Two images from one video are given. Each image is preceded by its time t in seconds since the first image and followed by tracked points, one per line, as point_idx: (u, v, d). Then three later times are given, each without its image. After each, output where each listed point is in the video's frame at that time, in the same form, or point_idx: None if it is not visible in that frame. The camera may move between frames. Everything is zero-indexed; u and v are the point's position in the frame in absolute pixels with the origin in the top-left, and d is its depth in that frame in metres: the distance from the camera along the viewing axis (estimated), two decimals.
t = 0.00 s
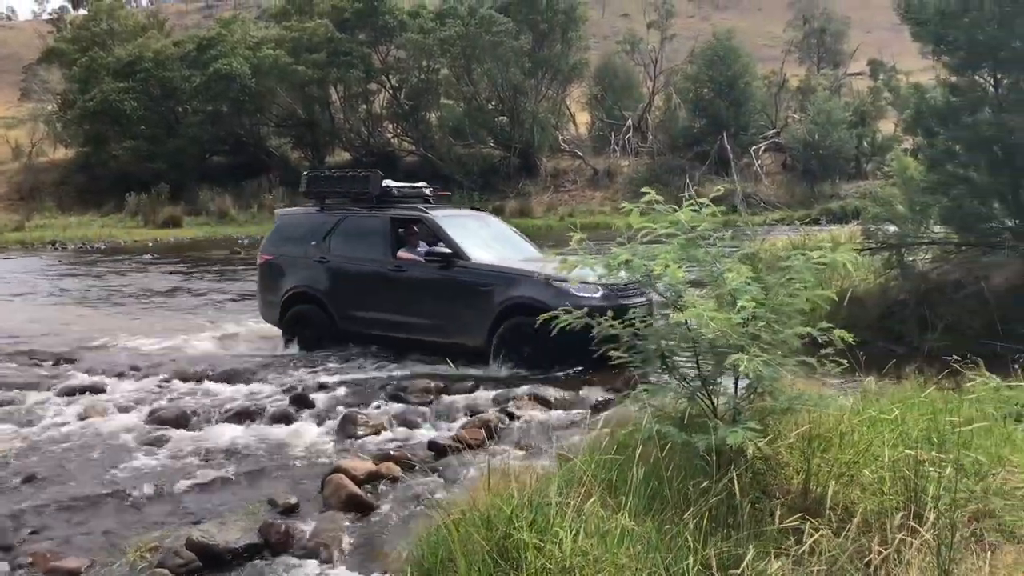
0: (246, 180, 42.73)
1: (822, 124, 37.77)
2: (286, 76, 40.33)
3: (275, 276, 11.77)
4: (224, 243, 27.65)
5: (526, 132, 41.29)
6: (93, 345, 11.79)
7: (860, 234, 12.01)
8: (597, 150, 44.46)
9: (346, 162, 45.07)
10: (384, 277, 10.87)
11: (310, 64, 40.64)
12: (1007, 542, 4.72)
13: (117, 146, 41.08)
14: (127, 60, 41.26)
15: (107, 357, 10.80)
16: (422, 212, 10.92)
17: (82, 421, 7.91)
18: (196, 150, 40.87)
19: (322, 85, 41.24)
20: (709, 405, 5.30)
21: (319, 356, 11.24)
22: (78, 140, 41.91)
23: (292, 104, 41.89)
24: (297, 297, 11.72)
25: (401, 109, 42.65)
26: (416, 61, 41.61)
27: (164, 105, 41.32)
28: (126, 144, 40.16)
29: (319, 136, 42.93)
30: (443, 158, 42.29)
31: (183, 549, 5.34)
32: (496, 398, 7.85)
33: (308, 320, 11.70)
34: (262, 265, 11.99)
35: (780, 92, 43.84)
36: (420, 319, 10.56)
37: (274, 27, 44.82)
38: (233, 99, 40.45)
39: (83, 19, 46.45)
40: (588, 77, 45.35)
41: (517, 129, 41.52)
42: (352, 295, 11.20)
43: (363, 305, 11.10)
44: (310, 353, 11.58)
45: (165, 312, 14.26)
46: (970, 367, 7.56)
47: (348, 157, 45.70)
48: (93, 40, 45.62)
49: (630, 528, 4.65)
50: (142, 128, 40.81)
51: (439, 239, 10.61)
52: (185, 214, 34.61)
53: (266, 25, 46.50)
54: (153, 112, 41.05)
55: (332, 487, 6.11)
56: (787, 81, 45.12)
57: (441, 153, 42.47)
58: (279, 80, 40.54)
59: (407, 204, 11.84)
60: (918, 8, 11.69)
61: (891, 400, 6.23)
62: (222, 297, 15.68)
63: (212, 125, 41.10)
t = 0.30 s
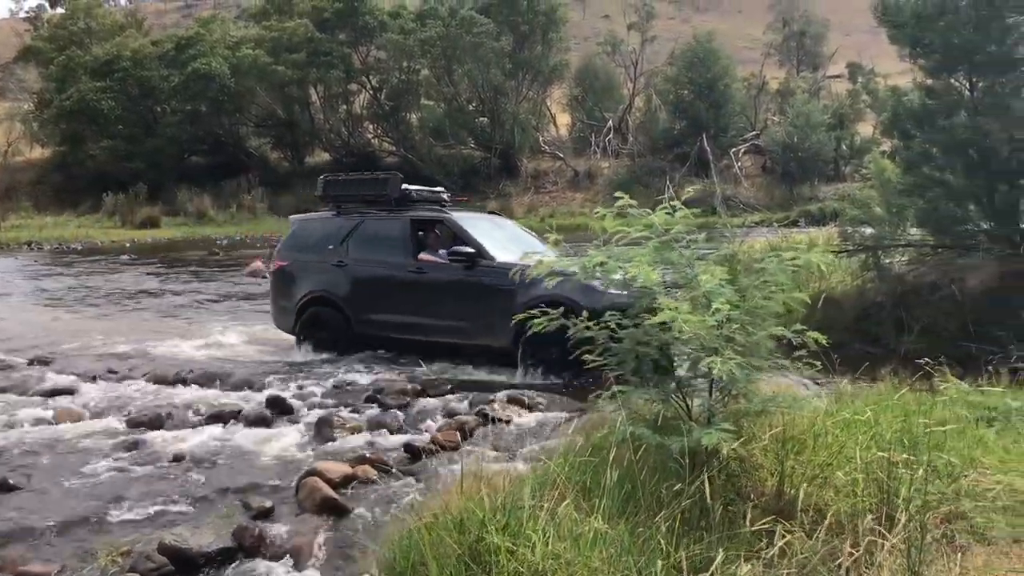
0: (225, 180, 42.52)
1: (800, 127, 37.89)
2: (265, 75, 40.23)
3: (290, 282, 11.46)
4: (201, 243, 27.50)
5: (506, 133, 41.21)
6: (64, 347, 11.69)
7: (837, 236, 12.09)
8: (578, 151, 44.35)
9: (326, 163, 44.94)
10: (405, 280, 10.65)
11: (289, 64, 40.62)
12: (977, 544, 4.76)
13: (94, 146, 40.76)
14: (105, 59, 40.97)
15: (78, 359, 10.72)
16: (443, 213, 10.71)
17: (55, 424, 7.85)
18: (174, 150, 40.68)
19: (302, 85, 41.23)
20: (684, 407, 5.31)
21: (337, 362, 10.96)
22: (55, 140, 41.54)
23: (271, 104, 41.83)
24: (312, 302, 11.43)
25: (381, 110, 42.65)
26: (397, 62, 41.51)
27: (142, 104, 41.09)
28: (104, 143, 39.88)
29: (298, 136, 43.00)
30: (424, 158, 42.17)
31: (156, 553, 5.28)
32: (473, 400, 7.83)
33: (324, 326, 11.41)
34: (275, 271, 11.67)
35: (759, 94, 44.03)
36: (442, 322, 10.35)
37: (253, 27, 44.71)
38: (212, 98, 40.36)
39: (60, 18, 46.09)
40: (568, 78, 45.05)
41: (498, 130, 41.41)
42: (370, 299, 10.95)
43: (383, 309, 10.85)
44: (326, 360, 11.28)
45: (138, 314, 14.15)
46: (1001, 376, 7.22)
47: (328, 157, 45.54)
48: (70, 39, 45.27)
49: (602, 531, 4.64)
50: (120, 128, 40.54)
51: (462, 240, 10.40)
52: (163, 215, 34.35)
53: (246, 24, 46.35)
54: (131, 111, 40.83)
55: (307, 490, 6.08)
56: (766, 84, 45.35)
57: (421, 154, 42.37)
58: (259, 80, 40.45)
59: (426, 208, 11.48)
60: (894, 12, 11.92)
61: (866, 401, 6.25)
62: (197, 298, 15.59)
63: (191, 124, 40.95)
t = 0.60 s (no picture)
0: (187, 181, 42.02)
1: (763, 129, 38.15)
2: (229, 75, 39.87)
3: (288, 287, 11.10)
4: (161, 244, 27.23)
5: (472, 134, 41.32)
6: (12, 351, 11.44)
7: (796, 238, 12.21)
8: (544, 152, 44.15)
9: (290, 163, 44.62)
10: (410, 284, 10.38)
11: (253, 63, 40.31)
12: (930, 541, 4.82)
13: (54, 146, 40.08)
14: (64, 58, 40.32)
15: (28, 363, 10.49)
16: (446, 215, 10.44)
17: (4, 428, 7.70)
18: (136, 150, 40.26)
19: (266, 85, 40.92)
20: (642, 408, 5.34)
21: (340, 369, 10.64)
22: (13, 140, 40.77)
23: (235, 104, 41.45)
24: (311, 308, 11.09)
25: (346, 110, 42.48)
26: (362, 62, 41.46)
27: (104, 104, 40.68)
28: (63, 143, 39.25)
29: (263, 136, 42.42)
30: (390, 160, 42.07)
31: (110, 559, 5.20)
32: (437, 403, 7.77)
33: (324, 332, 11.08)
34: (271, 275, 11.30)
35: (723, 96, 44.40)
36: (447, 326, 10.12)
37: (217, 26, 44.32)
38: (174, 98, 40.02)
39: (17, 15, 45.28)
40: (534, 80, 44.90)
41: (463, 131, 41.39)
42: (372, 303, 10.67)
43: (386, 313, 10.57)
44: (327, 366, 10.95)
45: (91, 317, 13.93)
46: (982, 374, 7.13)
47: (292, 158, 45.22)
48: (28, 37, 44.51)
49: (561, 531, 4.64)
50: (80, 127, 39.94)
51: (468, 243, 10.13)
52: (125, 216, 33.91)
53: (210, 23, 45.93)
54: (92, 111, 40.33)
55: (267, 494, 6.00)
56: (730, 86, 45.77)
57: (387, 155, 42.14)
58: (222, 80, 40.07)
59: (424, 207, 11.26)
60: (850, 14, 12.61)
61: (823, 401, 6.32)
62: (153, 301, 15.41)
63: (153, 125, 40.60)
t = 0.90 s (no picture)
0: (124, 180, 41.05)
1: (703, 130, 38.74)
2: (166, 72, 39.09)
3: (267, 288, 10.66)
4: (94, 244, 26.65)
5: (415, 133, 40.95)
6: None
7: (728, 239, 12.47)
8: (488, 151, 44.15)
9: (230, 161, 44.01)
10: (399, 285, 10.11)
11: (192, 60, 39.65)
12: (857, 535, 4.94)
13: None
14: None
15: None
16: (437, 217, 10.24)
17: None
18: (70, 147, 38.64)
19: (205, 82, 40.31)
20: (577, 408, 5.37)
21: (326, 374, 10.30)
22: None
23: (174, 102, 40.68)
24: (292, 310, 10.69)
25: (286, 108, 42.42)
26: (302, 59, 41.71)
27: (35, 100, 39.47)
28: None
29: (202, 134, 41.94)
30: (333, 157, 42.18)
31: (35, 568, 5.07)
32: (375, 405, 7.73)
33: (306, 336, 10.70)
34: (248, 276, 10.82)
35: (663, 98, 45.08)
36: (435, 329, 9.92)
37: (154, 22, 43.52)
38: (110, 95, 38.87)
39: None
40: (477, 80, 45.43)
41: (406, 130, 41.24)
42: (360, 304, 10.33)
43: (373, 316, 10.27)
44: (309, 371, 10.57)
45: (15, 319, 13.61)
46: (914, 374, 7.20)
47: (232, 156, 44.61)
48: None
49: (494, 532, 4.64)
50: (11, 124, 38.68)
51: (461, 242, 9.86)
52: (57, 215, 33.02)
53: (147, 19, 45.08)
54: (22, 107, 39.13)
55: (199, 498, 5.91)
56: (670, 88, 46.53)
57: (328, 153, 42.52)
58: (160, 77, 39.28)
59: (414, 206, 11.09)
60: (785, 18, 13.65)
61: (755, 399, 6.44)
62: (79, 302, 15.08)
63: (87, 123, 39.27)
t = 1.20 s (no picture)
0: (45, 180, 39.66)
1: (635, 132, 39.37)
2: (89, 68, 37.86)
3: (237, 294, 10.34)
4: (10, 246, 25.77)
5: (348, 132, 40.80)
6: None
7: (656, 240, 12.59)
8: (422, 152, 44.50)
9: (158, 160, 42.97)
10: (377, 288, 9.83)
11: (116, 56, 38.46)
12: (780, 531, 5.06)
13: None
14: None
15: None
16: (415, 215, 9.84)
17: None
18: None
19: (130, 79, 39.20)
20: (507, 409, 5.35)
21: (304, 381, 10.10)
22: None
23: (98, 99, 39.48)
24: (263, 315, 10.39)
25: (216, 106, 41.69)
26: (232, 56, 41.03)
27: None
28: None
29: (127, 132, 40.55)
30: (264, 157, 41.93)
31: None
32: (304, 408, 7.64)
33: (281, 341, 10.44)
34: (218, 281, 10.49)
35: (597, 100, 45.62)
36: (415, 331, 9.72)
37: (77, 16, 42.16)
38: (30, 91, 37.39)
39: None
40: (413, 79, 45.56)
41: (338, 130, 40.97)
42: (337, 308, 10.06)
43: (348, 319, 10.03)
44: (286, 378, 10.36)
45: None
46: (834, 371, 7.49)
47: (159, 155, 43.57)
48: None
49: (422, 535, 4.61)
50: None
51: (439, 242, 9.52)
52: None
53: (68, 14, 43.67)
54: None
55: (121, 506, 5.74)
56: (604, 90, 47.13)
57: (259, 152, 41.98)
58: (83, 73, 38.05)
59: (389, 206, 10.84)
60: (714, 22, 13.93)
61: (682, 397, 6.53)
62: None
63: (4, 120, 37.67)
